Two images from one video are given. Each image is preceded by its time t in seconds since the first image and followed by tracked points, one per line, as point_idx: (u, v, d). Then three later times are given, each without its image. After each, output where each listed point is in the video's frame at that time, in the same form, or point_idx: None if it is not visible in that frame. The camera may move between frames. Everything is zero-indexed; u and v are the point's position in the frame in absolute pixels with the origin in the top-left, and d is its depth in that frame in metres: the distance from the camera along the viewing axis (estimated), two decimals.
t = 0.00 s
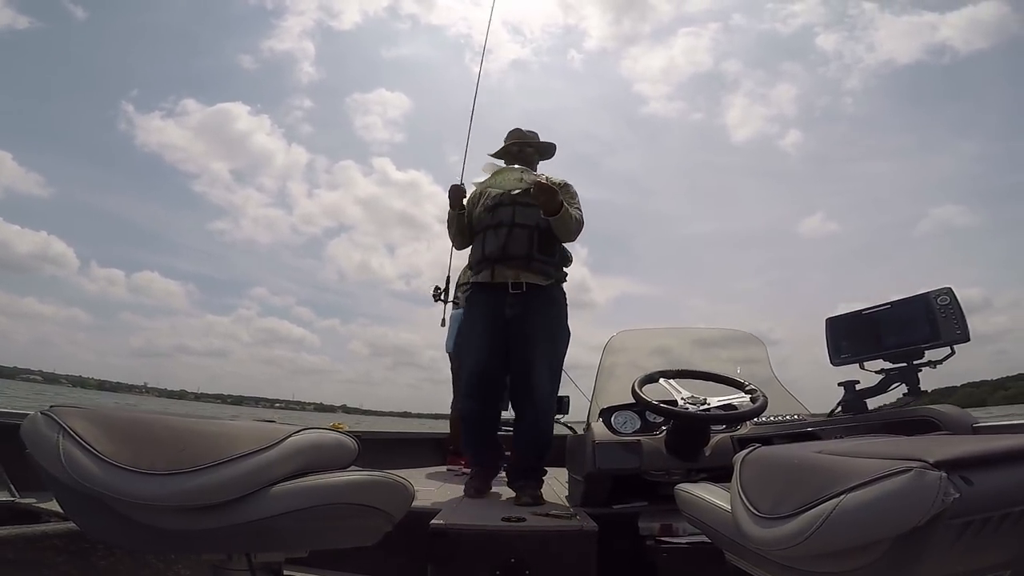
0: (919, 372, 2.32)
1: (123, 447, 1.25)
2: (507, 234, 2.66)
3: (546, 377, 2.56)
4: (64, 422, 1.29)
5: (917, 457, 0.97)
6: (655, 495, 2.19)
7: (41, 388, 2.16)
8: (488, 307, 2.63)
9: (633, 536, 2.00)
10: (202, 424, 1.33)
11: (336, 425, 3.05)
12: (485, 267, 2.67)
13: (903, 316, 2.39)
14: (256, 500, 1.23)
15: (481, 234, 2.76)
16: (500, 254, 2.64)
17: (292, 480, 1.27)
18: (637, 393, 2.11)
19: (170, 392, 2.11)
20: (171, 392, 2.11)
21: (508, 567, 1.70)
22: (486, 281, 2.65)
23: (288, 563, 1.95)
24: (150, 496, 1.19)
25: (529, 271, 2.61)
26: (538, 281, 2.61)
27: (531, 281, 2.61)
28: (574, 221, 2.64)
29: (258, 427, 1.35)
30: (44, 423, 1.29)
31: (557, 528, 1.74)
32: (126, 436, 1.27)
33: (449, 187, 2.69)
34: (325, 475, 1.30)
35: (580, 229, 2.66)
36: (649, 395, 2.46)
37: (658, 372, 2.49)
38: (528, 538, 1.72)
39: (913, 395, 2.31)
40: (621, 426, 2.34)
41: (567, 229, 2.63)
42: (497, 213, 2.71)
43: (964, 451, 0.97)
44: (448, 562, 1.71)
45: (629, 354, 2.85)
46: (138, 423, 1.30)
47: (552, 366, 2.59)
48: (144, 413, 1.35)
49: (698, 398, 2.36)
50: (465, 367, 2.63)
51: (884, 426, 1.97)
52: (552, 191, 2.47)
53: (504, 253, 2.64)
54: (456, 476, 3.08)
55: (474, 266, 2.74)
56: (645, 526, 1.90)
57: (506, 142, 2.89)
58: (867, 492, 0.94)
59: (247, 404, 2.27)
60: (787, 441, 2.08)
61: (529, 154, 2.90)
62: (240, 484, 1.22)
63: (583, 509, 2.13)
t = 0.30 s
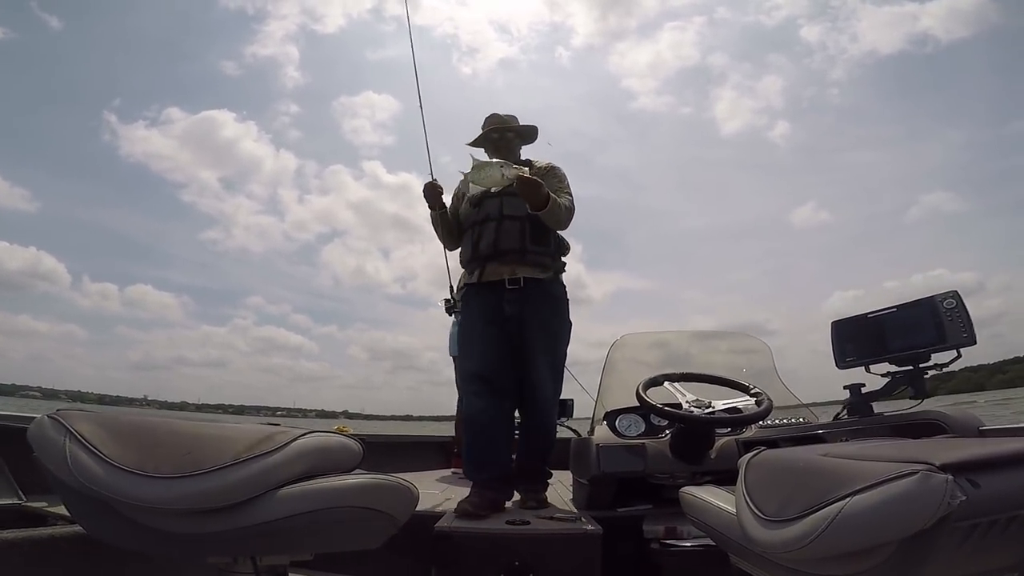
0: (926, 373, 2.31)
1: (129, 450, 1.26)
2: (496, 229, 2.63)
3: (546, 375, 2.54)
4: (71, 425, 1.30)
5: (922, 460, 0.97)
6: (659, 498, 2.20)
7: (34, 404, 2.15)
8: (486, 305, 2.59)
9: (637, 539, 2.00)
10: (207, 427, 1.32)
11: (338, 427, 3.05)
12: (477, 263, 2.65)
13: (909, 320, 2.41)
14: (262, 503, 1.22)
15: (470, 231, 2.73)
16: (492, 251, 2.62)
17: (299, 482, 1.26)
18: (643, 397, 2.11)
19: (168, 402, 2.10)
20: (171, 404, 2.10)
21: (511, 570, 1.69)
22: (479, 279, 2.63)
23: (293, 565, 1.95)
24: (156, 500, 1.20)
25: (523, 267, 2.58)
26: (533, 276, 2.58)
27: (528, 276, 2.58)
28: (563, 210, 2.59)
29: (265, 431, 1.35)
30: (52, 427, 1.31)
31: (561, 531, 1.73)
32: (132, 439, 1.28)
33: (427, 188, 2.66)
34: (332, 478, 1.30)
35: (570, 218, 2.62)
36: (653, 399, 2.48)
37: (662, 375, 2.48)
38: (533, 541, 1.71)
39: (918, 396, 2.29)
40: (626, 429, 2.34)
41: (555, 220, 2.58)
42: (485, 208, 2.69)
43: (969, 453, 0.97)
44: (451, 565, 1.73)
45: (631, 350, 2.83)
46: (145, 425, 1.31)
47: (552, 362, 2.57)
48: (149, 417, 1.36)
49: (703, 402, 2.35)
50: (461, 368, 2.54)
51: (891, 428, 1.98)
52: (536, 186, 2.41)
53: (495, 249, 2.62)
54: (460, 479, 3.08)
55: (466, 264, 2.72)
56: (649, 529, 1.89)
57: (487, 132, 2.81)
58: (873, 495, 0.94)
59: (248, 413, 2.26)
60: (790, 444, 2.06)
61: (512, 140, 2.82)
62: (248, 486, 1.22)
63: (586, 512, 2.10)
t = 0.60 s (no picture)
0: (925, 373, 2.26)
1: (126, 448, 1.26)
2: (483, 214, 2.60)
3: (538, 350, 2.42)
4: (68, 424, 1.30)
5: (920, 460, 0.97)
6: (659, 497, 2.21)
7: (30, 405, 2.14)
8: (472, 295, 2.55)
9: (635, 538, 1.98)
10: (204, 426, 1.32)
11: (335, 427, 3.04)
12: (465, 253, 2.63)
13: (907, 320, 2.42)
14: (261, 502, 1.22)
15: (456, 219, 2.70)
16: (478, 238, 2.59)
17: (298, 482, 1.26)
18: (641, 396, 2.12)
19: (163, 402, 2.09)
20: (166, 403, 2.10)
21: (510, 570, 1.70)
22: (467, 266, 2.61)
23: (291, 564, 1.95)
24: (153, 499, 1.20)
25: (513, 254, 2.55)
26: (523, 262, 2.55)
27: (516, 262, 2.54)
28: (555, 192, 2.57)
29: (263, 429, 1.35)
30: (49, 425, 1.31)
31: (559, 530, 1.74)
32: (129, 438, 1.28)
33: (405, 181, 2.65)
34: (332, 477, 1.29)
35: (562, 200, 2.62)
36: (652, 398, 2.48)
37: (661, 374, 2.50)
38: (533, 541, 1.72)
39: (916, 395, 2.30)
40: (624, 428, 2.35)
41: (547, 203, 2.56)
42: (470, 192, 2.65)
43: (967, 453, 0.98)
44: (450, 565, 1.72)
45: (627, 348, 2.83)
46: (142, 423, 1.31)
47: (545, 334, 2.45)
48: (147, 416, 1.36)
49: (701, 401, 2.34)
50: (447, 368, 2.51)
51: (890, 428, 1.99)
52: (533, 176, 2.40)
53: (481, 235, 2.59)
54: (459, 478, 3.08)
55: (453, 254, 2.70)
56: (648, 528, 1.94)
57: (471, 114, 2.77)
58: (871, 494, 0.94)
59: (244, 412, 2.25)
60: (788, 443, 2.08)
61: (497, 122, 2.77)
62: (248, 485, 1.22)
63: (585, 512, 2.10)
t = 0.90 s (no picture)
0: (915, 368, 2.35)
1: (120, 443, 1.25)
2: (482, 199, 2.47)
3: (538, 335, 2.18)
4: (60, 419, 1.29)
5: (914, 455, 0.97)
6: (653, 492, 2.18)
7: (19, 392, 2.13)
8: (471, 285, 2.46)
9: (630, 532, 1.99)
10: (199, 422, 1.31)
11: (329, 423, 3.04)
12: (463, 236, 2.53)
13: (900, 314, 2.44)
14: (254, 498, 1.22)
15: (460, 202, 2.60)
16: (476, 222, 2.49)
17: (292, 477, 1.26)
18: (635, 390, 2.12)
19: (154, 391, 2.07)
20: (156, 392, 2.09)
21: (505, 566, 1.71)
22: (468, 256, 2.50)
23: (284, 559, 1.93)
24: (146, 495, 1.19)
25: (511, 241, 2.40)
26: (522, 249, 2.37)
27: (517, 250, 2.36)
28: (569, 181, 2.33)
29: (259, 425, 1.34)
30: (41, 420, 1.30)
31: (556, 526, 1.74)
32: (122, 433, 1.27)
33: (394, 150, 2.58)
34: (325, 471, 1.29)
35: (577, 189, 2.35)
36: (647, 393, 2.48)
37: (656, 368, 2.49)
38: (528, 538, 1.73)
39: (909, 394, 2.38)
40: (619, 423, 2.35)
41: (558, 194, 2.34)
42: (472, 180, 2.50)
43: (960, 448, 0.98)
44: (447, 560, 1.72)
45: (620, 352, 2.85)
46: (137, 420, 1.30)
47: (548, 321, 2.19)
48: (140, 412, 1.35)
49: (696, 395, 2.38)
50: (444, 364, 2.44)
51: (883, 424, 1.96)
52: (548, 169, 2.13)
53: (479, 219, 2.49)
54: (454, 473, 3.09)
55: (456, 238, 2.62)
56: (643, 524, 1.90)
57: (480, 97, 2.57)
58: (864, 490, 0.95)
59: (234, 403, 2.23)
60: (783, 437, 2.10)
61: (508, 112, 2.59)
62: (241, 481, 1.21)
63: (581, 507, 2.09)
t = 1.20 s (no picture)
0: (914, 366, 2.36)
1: (118, 442, 1.24)
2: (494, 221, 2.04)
3: (562, 443, 1.68)
4: (58, 418, 1.28)
5: (912, 453, 0.97)
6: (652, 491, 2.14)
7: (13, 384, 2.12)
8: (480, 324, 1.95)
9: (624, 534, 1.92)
10: (198, 421, 1.31)
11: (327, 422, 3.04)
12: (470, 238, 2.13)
13: (898, 312, 2.45)
14: (252, 497, 1.21)
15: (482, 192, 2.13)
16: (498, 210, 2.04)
17: (292, 474, 1.25)
18: (633, 387, 2.13)
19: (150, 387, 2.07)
20: (152, 389, 2.08)
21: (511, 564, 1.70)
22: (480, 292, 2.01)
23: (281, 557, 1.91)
24: (144, 494, 1.18)
25: (522, 277, 1.93)
26: (533, 289, 1.89)
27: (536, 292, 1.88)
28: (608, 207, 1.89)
29: (258, 424, 1.34)
30: (39, 418, 1.28)
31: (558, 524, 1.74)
32: (120, 432, 1.26)
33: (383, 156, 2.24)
34: (325, 469, 1.28)
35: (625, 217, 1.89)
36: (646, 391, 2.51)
37: (655, 366, 2.54)
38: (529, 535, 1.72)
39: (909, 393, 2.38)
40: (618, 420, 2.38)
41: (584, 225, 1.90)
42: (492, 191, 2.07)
43: (958, 446, 0.98)
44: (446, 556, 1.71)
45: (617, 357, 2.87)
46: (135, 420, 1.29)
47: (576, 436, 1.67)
48: (138, 412, 1.34)
49: (695, 393, 2.39)
50: (441, 406, 1.93)
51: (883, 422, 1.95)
52: (545, 187, 1.66)
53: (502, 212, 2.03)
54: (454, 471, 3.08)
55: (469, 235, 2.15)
56: (642, 522, 1.88)
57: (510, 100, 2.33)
58: (863, 489, 0.94)
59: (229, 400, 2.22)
60: (782, 435, 2.10)
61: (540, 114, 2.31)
62: (241, 479, 1.20)
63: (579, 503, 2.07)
